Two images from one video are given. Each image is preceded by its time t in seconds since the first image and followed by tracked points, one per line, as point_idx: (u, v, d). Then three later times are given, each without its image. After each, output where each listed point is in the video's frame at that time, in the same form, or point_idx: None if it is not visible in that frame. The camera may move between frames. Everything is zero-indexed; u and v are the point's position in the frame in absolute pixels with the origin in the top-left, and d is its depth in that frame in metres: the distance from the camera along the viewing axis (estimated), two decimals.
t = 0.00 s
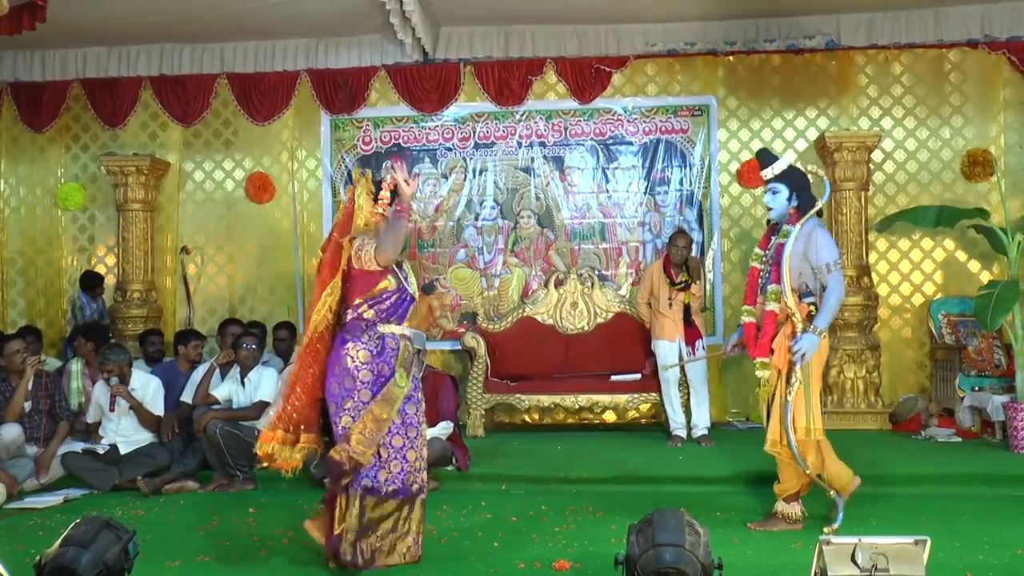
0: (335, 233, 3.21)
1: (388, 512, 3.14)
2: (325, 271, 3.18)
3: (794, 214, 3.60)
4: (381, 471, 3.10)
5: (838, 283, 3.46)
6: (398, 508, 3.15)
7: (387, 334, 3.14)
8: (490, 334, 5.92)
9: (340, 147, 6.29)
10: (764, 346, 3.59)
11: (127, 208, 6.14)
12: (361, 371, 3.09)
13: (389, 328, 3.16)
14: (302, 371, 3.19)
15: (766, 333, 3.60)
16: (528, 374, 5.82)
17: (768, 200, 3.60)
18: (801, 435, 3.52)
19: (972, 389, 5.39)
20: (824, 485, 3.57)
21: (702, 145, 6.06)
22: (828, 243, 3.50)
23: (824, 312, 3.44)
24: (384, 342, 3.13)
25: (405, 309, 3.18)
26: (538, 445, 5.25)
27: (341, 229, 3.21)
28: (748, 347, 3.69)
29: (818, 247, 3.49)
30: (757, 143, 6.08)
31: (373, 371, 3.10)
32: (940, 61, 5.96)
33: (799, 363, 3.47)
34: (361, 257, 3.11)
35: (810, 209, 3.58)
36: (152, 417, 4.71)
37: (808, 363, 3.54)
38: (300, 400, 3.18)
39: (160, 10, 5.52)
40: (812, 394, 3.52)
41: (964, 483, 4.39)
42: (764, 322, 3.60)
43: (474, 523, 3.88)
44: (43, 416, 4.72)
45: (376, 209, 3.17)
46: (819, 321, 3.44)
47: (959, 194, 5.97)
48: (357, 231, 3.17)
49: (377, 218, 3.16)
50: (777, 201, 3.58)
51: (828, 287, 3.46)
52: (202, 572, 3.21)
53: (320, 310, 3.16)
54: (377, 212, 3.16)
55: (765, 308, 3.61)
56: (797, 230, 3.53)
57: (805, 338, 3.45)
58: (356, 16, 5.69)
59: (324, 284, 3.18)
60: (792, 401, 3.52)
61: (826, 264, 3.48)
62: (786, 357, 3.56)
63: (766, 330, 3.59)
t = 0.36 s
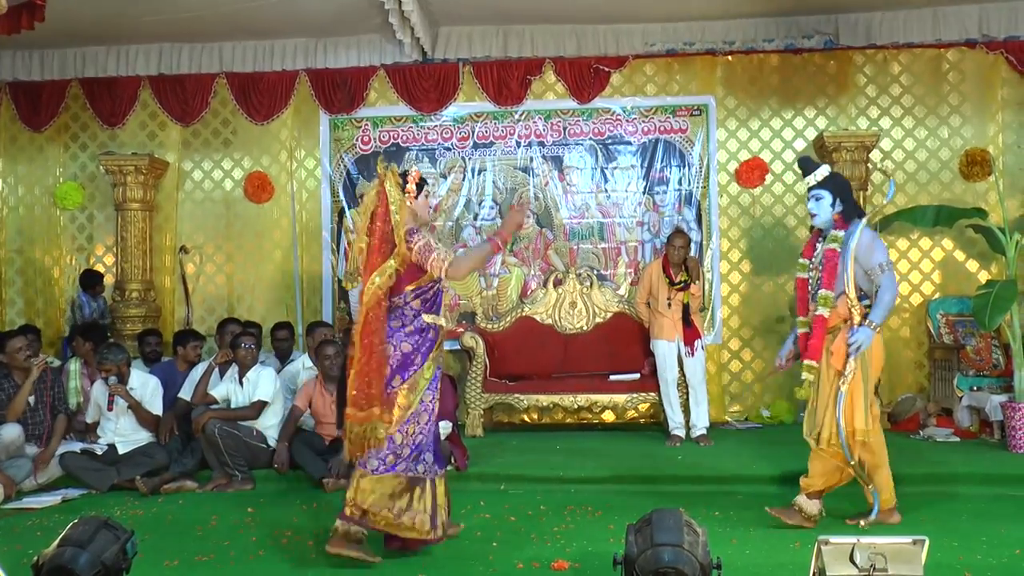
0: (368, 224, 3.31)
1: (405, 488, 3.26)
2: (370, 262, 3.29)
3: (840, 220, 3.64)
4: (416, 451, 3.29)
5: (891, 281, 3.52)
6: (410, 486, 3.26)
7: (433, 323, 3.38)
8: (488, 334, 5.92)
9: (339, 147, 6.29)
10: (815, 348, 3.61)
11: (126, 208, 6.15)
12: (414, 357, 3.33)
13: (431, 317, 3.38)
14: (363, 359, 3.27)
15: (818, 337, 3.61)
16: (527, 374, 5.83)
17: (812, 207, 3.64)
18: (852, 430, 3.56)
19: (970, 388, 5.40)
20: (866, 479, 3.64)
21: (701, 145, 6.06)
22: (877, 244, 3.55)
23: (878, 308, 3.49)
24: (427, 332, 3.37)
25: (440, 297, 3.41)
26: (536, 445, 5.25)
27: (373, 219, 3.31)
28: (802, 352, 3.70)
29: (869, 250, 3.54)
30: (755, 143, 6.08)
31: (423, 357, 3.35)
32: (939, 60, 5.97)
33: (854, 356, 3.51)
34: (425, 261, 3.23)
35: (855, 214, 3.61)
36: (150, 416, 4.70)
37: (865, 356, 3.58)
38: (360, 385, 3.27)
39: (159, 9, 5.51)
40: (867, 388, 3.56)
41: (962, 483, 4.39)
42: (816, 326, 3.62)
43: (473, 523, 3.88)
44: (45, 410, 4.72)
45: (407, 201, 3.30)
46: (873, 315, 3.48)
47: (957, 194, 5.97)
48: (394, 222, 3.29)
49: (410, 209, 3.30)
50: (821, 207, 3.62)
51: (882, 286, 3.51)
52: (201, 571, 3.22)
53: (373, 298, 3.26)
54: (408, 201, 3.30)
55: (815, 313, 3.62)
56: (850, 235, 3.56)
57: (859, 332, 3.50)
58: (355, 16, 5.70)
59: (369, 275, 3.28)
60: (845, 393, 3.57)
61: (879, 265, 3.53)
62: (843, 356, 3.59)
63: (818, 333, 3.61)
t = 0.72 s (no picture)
0: (396, 231, 3.52)
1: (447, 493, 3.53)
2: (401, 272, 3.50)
3: (874, 213, 3.69)
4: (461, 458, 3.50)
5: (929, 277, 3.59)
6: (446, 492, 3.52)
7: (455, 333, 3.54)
8: (485, 334, 5.93)
9: (334, 148, 6.28)
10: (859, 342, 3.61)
11: (121, 209, 6.13)
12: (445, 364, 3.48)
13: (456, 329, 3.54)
14: (401, 363, 3.50)
15: (860, 331, 3.62)
16: (524, 374, 5.87)
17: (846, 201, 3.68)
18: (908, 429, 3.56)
19: (966, 389, 5.41)
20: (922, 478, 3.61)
21: (696, 145, 6.07)
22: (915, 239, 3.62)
23: (921, 305, 3.56)
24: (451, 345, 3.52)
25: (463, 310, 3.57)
26: (533, 445, 5.26)
27: (401, 228, 3.52)
28: (840, 348, 3.69)
29: (908, 244, 3.61)
30: (751, 143, 6.09)
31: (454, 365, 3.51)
32: (934, 61, 5.98)
33: (903, 356, 3.54)
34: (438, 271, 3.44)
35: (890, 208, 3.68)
36: (146, 416, 4.69)
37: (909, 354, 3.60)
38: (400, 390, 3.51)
39: (153, 10, 5.51)
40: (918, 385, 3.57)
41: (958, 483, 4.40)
42: (858, 320, 3.62)
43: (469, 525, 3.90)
44: (40, 413, 4.70)
45: (434, 210, 3.54)
46: (918, 312, 3.55)
47: (952, 194, 5.98)
48: (422, 231, 3.52)
49: (437, 219, 3.53)
50: (855, 202, 3.67)
51: (921, 281, 3.57)
52: (197, 572, 3.22)
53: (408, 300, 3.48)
54: (436, 211, 3.54)
55: (856, 307, 3.63)
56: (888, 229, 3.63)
57: (906, 330, 3.55)
58: (350, 17, 5.70)
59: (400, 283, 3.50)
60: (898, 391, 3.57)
61: (918, 259, 3.60)
62: (892, 353, 3.60)
63: (859, 327, 3.62)
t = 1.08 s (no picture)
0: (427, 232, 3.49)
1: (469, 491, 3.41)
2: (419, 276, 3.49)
3: (914, 214, 3.69)
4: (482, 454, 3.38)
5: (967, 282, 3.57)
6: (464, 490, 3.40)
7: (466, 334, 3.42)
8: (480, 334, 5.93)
9: (330, 148, 6.28)
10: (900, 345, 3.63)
11: (116, 209, 6.12)
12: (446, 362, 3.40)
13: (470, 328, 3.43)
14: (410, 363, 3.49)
15: (902, 335, 3.64)
16: (519, 374, 5.84)
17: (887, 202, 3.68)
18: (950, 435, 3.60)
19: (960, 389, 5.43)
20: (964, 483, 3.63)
21: (691, 146, 6.06)
22: (956, 244, 3.60)
23: (955, 313, 3.56)
24: (458, 346, 3.42)
25: (484, 315, 3.46)
26: (528, 446, 5.26)
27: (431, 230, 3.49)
28: (879, 349, 3.72)
29: (949, 249, 3.59)
30: (746, 144, 6.10)
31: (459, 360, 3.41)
32: (928, 62, 5.99)
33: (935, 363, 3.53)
34: (463, 269, 3.38)
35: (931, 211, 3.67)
36: (141, 417, 4.67)
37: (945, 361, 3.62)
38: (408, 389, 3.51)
39: (148, 11, 5.50)
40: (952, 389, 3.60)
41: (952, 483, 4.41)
42: (902, 323, 3.65)
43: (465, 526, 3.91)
44: (33, 414, 4.72)
45: (468, 211, 3.44)
46: (952, 321, 3.55)
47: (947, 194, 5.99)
48: (447, 234, 3.45)
49: (468, 221, 3.44)
50: (895, 202, 3.67)
51: (959, 288, 3.56)
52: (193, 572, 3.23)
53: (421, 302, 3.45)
54: (465, 212, 3.44)
55: (900, 310, 3.66)
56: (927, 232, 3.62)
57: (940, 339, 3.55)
58: (345, 18, 5.70)
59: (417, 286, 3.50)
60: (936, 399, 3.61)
61: (956, 265, 3.58)
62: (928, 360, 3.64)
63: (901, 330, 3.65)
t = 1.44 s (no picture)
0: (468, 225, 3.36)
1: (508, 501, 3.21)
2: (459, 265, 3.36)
3: (925, 212, 3.72)
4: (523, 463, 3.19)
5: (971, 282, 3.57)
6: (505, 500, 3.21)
7: (519, 325, 3.25)
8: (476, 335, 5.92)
9: (325, 149, 6.26)
10: (904, 341, 3.67)
11: (111, 209, 6.10)
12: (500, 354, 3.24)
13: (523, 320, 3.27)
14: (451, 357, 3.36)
15: (907, 332, 3.68)
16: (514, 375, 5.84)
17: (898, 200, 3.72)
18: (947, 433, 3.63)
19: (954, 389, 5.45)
20: (961, 481, 3.62)
21: (687, 147, 6.07)
22: (963, 242, 3.60)
23: (959, 313, 3.55)
24: (517, 334, 3.24)
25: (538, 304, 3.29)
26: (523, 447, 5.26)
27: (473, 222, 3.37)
28: (887, 346, 3.77)
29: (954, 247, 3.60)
30: (741, 144, 6.10)
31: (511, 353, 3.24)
32: (923, 63, 5.99)
33: (939, 364, 3.57)
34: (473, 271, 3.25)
35: (944, 208, 3.66)
36: (135, 417, 4.66)
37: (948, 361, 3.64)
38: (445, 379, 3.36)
39: (142, 10, 5.50)
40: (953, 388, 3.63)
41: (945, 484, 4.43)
42: (906, 320, 3.69)
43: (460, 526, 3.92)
44: (25, 415, 4.72)
45: (509, 204, 3.30)
46: (957, 322, 3.55)
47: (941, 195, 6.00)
48: (488, 226, 3.32)
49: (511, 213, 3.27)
50: (908, 201, 3.73)
51: (962, 287, 3.56)
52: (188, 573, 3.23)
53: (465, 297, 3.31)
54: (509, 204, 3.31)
55: (905, 308, 3.69)
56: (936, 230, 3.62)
57: (945, 340, 3.57)
58: (340, 17, 5.70)
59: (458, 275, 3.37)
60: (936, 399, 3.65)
61: (962, 262, 3.59)
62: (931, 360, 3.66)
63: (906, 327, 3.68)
